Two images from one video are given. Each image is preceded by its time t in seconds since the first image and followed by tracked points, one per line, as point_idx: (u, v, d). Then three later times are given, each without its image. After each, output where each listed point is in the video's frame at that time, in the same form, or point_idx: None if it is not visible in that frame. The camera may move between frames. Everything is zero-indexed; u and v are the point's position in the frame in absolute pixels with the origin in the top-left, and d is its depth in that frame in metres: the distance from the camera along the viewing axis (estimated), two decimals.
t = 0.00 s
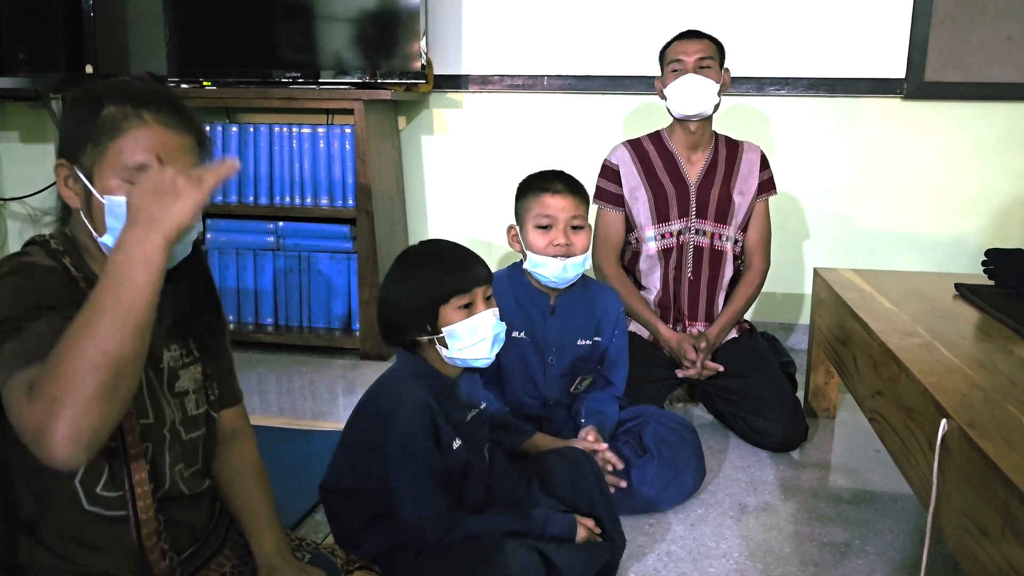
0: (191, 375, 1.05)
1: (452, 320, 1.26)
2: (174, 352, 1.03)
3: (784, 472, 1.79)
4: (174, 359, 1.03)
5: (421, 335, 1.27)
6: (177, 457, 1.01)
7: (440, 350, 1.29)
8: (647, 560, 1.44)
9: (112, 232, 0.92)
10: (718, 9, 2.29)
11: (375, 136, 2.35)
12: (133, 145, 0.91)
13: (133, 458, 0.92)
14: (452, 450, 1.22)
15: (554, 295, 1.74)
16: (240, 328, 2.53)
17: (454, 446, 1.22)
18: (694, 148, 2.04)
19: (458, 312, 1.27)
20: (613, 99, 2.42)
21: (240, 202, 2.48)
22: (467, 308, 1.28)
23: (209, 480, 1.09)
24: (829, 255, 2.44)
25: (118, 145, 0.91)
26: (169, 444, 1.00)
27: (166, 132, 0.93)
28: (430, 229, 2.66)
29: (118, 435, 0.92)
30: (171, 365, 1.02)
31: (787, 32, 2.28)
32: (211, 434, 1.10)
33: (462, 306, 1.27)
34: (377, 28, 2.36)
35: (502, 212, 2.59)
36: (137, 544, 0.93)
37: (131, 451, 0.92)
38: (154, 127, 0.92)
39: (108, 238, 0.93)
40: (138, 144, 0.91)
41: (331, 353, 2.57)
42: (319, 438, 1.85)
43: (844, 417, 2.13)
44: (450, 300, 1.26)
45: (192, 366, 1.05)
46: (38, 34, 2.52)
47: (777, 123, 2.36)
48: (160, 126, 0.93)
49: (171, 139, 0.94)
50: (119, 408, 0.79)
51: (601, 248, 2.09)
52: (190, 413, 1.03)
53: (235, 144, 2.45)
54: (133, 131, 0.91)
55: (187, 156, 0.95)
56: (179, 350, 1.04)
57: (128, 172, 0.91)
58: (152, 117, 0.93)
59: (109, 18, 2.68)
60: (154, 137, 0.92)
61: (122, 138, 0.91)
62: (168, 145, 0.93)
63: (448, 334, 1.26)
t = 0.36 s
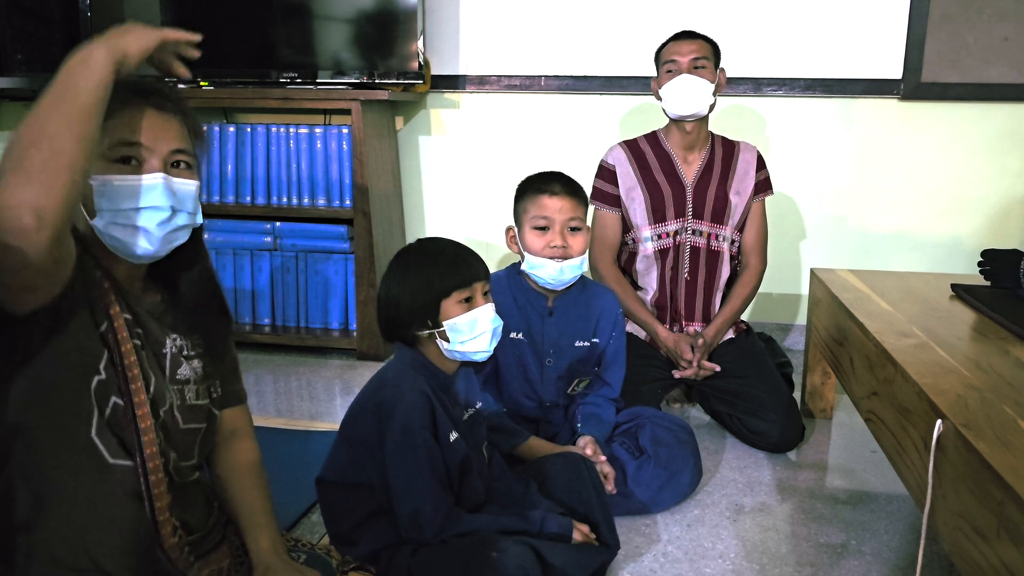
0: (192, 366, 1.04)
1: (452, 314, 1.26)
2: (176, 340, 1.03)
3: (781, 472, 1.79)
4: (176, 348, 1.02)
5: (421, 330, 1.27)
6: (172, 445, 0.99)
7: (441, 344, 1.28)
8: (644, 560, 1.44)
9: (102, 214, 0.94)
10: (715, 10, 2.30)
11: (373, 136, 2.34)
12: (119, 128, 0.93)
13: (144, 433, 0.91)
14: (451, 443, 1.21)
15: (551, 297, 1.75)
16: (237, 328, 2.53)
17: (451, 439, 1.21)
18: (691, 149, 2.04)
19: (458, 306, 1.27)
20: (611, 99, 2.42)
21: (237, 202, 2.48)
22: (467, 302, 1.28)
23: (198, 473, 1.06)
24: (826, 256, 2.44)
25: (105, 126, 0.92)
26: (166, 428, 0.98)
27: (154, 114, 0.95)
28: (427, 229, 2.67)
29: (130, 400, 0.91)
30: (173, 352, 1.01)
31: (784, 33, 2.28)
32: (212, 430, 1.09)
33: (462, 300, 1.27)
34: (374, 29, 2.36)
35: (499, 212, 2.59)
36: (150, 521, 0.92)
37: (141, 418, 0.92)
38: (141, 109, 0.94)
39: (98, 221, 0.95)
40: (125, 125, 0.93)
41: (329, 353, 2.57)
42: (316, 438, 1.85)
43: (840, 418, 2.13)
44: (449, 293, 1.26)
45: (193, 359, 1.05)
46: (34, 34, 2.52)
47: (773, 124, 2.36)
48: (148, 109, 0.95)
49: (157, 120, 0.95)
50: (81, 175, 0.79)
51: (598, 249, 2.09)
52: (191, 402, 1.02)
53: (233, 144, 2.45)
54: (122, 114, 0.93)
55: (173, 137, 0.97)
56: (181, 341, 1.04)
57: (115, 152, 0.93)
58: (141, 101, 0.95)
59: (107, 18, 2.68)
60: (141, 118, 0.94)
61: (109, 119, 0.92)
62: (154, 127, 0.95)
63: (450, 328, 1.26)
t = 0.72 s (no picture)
0: (199, 365, 1.04)
1: (457, 312, 1.26)
2: (183, 337, 1.03)
3: (780, 473, 1.79)
4: (182, 346, 1.02)
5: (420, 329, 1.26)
6: (175, 440, 0.99)
7: (445, 342, 1.28)
8: (644, 561, 1.44)
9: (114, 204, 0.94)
10: (715, 10, 2.30)
11: (373, 136, 2.34)
12: (128, 119, 0.93)
13: (155, 426, 0.89)
14: (442, 444, 1.21)
15: (552, 297, 1.75)
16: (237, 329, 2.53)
17: (443, 440, 1.21)
18: (691, 150, 2.04)
19: (463, 304, 1.27)
20: (611, 100, 2.42)
21: (237, 202, 2.48)
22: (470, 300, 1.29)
23: (197, 469, 1.04)
24: (826, 257, 2.44)
25: (114, 118, 0.93)
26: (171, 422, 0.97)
27: (162, 105, 0.96)
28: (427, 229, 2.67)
29: (141, 391, 0.89)
30: (178, 349, 1.01)
31: (784, 33, 2.28)
32: (214, 430, 1.09)
33: (467, 299, 1.28)
34: (374, 29, 2.36)
35: (499, 212, 2.59)
36: (159, 512, 0.90)
37: (151, 406, 0.89)
38: (148, 101, 0.95)
39: (109, 212, 0.95)
40: (134, 116, 0.94)
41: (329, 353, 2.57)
42: (316, 439, 1.85)
43: (840, 419, 2.14)
44: (455, 292, 1.26)
45: (200, 358, 1.05)
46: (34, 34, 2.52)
47: (773, 124, 2.36)
48: (155, 101, 0.95)
49: (164, 111, 0.96)
50: (87, 109, 0.78)
51: (598, 249, 2.09)
52: (195, 399, 1.02)
53: (233, 144, 2.45)
54: (129, 106, 0.93)
55: (182, 128, 0.97)
56: (188, 339, 1.04)
57: (124, 141, 0.93)
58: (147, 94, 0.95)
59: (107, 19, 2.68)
60: (150, 109, 0.95)
61: (118, 111, 0.93)
62: (164, 117, 0.96)
63: (456, 326, 1.26)
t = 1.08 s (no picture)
0: (202, 370, 1.04)
1: (451, 314, 1.25)
2: (185, 342, 1.02)
3: (782, 474, 1.79)
4: (185, 351, 1.01)
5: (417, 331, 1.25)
6: (178, 449, 0.98)
7: (438, 344, 1.27)
8: (646, 562, 1.44)
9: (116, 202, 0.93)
10: (716, 12, 2.30)
11: (374, 137, 2.34)
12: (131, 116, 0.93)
13: (151, 443, 0.89)
14: (440, 445, 1.21)
15: (553, 297, 1.75)
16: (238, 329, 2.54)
17: (440, 441, 1.21)
18: (692, 151, 2.04)
19: (457, 307, 1.26)
20: (612, 101, 2.42)
21: (238, 203, 2.48)
22: (466, 305, 1.27)
23: (202, 475, 1.05)
24: (827, 258, 2.44)
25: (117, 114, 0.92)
26: (173, 432, 0.97)
27: (165, 102, 0.95)
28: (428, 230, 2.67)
29: (139, 409, 0.89)
30: (182, 355, 1.00)
31: (786, 35, 2.28)
32: (217, 434, 1.09)
33: (461, 301, 1.27)
34: (376, 30, 2.36)
35: (500, 213, 2.59)
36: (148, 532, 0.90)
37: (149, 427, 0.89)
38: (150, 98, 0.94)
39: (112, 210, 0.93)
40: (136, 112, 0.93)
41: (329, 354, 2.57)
42: (317, 440, 1.85)
43: (841, 420, 2.13)
44: (450, 294, 1.26)
45: (202, 362, 1.04)
46: (35, 34, 2.52)
47: (775, 126, 2.36)
48: (156, 98, 0.95)
49: (166, 109, 0.96)
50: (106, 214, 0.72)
51: (599, 250, 2.09)
52: (198, 406, 1.02)
53: (234, 145, 2.45)
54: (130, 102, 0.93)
55: (185, 126, 0.98)
56: (191, 343, 1.03)
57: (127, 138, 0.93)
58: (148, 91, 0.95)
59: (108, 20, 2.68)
60: (153, 106, 0.94)
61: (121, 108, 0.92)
62: (166, 115, 0.96)
63: (446, 328, 1.25)
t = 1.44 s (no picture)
0: (194, 379, 1.05)
1: (422, 316, 1.27)
2: (179, 355, 1.03)
3: (783, 477, 1.79)
4: (179, 361, 1.03)
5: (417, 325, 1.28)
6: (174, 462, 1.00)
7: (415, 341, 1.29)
8: (647, 565, 1.43)
9: (103, 208, 0.96)
10: (718, 13, 2.30)
11: (375, 138, 2.34)
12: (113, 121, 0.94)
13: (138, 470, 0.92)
14: (438, 448, 1.20)
15: (555, 299, 1.75)
16: (239, 331, 2.54)
17: (439, 444, 1.20)
18: (693, 152, 2.04)
19: (431, 311, 1.27)
20: (613, 102, 2.42)
21: (239, 204, 2.48)
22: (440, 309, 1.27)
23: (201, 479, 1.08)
24: (829, 260, 2.44)
25: (99, 120, 0.94)
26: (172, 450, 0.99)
27: (146, 103, 0.97)
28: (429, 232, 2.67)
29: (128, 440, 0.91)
30: (175, 369, 1.02)
31: (787, 36, 2.28)
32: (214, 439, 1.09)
33: (436, 305, 1.27)
34: (377, 31, 2.36)
35: (501, 214, 2.59)
36: (132, 554, 0.93)
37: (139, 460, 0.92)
38: (132, 99, 0.95)
39: (98, 217, 0.97)
40: (118, 117, 0.95)
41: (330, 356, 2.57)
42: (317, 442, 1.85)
43: (842, 422, 2.13)
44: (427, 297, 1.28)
45: (196, 369, 1.05)
46: (36, 35, 2.52)
47: (776, 128, 2.36)
48: (138, 98, 0.96)
49: (147, 110, 0.97)
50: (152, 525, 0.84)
51: (600, 252, 2.09)
52: (194, 417, 1.03)
53: (235, 147, 2.45)
54: (111, 107, 0.94)
55: (166, 126, 1.00)
56: (184, 352, 1.04)
57: (109, 143, 0.95)
58: (128, 92, 0.96)
59: (109, 20, 2.68)
60: (136, 108, 0.95)
61: (102, 113, 0.94)
62: (150, 117, 0.97)
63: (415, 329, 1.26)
